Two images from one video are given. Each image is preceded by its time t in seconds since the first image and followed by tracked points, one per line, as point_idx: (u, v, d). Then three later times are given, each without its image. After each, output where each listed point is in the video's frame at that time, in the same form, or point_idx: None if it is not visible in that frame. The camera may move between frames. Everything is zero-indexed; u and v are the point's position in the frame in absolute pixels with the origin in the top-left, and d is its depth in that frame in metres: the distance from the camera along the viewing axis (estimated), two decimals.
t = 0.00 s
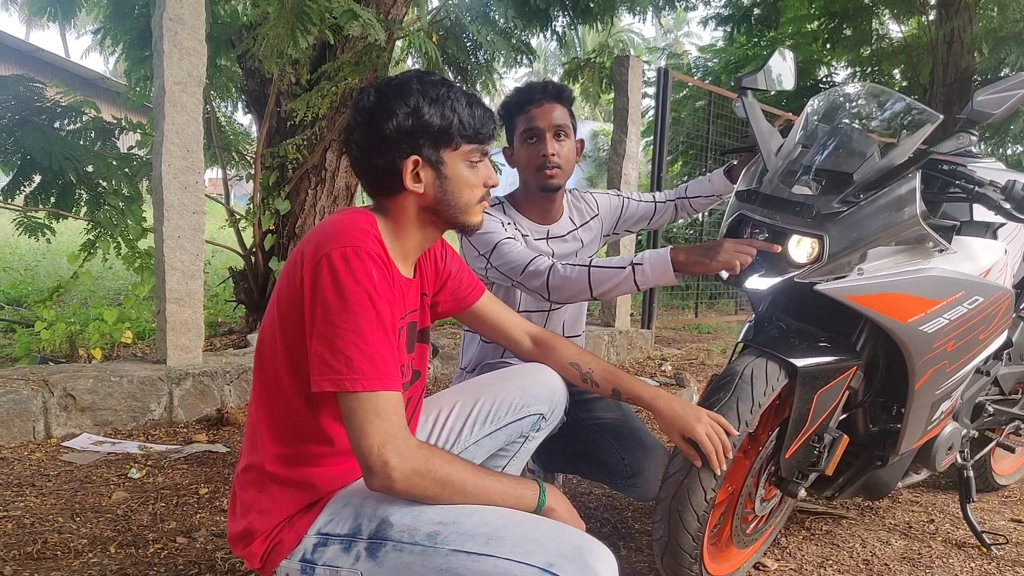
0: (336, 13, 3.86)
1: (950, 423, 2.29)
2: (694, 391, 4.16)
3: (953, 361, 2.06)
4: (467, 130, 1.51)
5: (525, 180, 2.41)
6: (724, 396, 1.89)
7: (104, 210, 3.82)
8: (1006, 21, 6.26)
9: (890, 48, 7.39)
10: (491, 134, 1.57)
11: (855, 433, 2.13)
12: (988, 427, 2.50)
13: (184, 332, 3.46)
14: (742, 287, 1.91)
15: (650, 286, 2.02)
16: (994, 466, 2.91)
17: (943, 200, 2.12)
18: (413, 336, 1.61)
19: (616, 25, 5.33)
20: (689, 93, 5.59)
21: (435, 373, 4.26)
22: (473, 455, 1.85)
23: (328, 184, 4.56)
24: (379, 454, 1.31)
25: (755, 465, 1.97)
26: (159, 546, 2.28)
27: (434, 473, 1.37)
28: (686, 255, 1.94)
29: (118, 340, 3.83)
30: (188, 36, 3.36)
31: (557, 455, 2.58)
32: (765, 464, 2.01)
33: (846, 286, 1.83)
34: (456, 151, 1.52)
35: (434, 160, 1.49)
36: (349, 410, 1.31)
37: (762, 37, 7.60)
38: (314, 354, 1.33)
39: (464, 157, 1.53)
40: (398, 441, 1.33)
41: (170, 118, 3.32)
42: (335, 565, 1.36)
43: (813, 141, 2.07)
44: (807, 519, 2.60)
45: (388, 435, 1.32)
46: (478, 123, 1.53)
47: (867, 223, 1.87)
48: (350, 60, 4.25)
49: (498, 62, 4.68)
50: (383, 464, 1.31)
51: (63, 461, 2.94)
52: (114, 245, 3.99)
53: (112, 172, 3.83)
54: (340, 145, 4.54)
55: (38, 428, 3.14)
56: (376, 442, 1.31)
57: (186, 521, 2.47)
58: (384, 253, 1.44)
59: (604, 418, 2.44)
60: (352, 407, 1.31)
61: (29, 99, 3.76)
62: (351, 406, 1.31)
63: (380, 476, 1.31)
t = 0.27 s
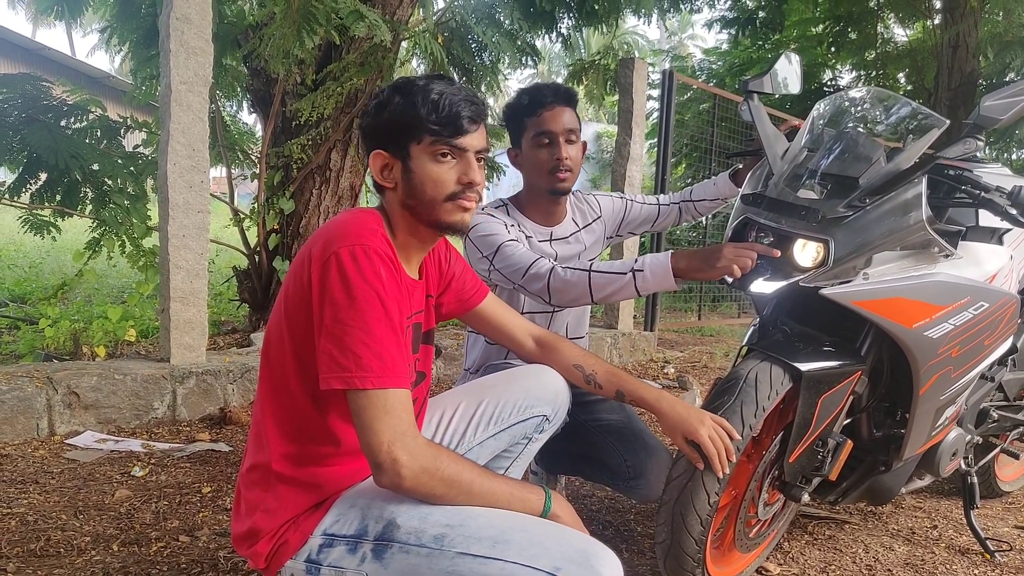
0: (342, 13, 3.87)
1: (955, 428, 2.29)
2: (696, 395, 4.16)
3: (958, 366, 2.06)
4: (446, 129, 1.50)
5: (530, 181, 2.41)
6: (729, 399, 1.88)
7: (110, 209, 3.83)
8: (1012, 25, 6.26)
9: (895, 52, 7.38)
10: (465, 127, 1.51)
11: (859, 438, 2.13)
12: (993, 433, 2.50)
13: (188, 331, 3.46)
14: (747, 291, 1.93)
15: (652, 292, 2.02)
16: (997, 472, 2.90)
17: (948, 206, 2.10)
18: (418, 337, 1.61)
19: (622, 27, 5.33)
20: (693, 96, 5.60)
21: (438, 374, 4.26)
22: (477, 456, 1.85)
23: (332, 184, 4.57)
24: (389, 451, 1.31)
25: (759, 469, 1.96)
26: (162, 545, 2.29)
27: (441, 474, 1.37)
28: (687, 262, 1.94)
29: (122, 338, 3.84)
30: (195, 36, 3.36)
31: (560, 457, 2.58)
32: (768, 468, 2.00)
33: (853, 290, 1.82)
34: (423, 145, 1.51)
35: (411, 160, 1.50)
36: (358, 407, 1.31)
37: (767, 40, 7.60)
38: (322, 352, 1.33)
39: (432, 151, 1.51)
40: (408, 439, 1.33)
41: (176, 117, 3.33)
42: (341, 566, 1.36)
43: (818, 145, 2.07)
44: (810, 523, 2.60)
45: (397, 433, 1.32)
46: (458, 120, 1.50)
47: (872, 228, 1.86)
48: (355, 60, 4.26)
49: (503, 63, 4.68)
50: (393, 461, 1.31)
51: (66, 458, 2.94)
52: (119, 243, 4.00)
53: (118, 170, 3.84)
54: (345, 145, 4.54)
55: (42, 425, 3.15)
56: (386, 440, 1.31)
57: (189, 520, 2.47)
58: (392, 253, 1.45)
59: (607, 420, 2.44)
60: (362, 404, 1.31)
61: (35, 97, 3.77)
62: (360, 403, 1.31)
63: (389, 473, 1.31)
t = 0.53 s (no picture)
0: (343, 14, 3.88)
1: (957, 428, 2.28)
2: (698, 395, 4.16)
3: (959, 366, 2.05)
4: (431, 126, 1.49)
5: (530, 183, 2.41)
6: (731, 399, 1.88)
7: (111, 208, 3.83)
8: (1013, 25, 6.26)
9: (896, 52, 7.38)
10: (451, 124, 1.50)
11: (862, 438, 2.12)
12: (994, 433, 2.50)
13: (189, 331, 3.47)
14: (748, 291, 1.92)
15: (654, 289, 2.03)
16: (999, 472, 2.90)
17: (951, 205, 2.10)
18: (419, 337, 1.61)
19: (623, 27, 5.33)
20: (695, 95, 5.59)
21: (439, 374, 4.26)
22: (478, 456, 1.85)
23: (334, 184, 4.57)
24: (390, 451, 1.31)
25: (761, 469, 1.96)
26: (164, 544, 2.29)
27: (442, 474, 1.37)
28: (688, 256, 1.95)
29: (123, 338, 3.84)
30: (196, 35, 3.37)
31: (561, 456, 2.58)
32: (770, 468, 2.00)
33: (855, 291, 1.82)
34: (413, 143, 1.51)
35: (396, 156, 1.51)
36: (358, 407, 1.31)
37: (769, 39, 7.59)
38: (322, 352, 1.33)
39: (421, 149, 1.50)
40: (409, 438, 1.33)
41: (178, 117, 3.33)
42: (343, 566, 1.36)
43: (821, 145, 2.06)
44: (811, 523, 2.60)
45: (398, 432, 1.32)
46: (444, 117, 1.50)
47: (874, 228, 1.86)
48: (357, 60, 4.26)
49: (504, 63, 4.68)
50: (394, 461, 1.31)
51: (68, 458, 2.94)
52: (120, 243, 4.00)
53: (119, 170, 3.84)
54: (346, 145, 4.54)
55: (43, 425, 3.15)
56: (387, 439, 1.31)
57: (190, 519, 2.47)
58: (392, 252, 1.45)
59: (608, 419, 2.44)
60: (363, 403, 1.31)
61: (37, 98, 3.78)
62: (361, 403, 1.31)
63: (390, 474, 1.32)
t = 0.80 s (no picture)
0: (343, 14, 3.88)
1: (956, 429, 2.28)
2: (698, 395, 4.16)
3: (958, 367, 2.05)
4: (491, 149, 1.52)
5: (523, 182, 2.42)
6: (732, 400, 1.89)
7: (111, 209, 3.83)
8: (1014, 26, 6.26)
9: (897, 53, 7.39)
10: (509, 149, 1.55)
11: (861, 439, 2.12)
12: (994, 433, 2.50)
13: (189, 331, 3.47)
14: (748, 292, 1.92)
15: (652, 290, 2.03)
16: (999, 472, 2.90)
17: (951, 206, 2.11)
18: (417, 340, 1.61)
19: (624, 28, 5.34)
20: (695, 96, 5.60)
21: (439, 374, 4.26)
22: (479, 457, 1.85)
23: (334, 184, 4.57)
24: (385, 457, 1.31)
25: (761, 470, 1.97)
26: (164, 545, 2.29)
27: (439, 477, 1.37)
28: (687, 259, 1.93)
29: (123, 339, 3.84)
30: (197, 36, 3.37)
31: (561, 457, 2.58)
32: (770, 469, 2.01)
33: (854, 292, 1.82)
34: (469, 161, 1.50)
35: (446, 166, 1.49)
36: (353, 413, 1.31)
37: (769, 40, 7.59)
38: (318, 357, 1.33)
39: (477, 168, 1.51)
40: (404, 444, 1.33)
41: (178, 117, 3.33)
42: (340, 566, 1.37)
43: (820, 146, 2.06)
44: (811, 524, 2.60)
45: (394, 437, 1.32)
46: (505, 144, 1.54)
47: (874, 228, 1.86)
48: (357, 61, 4.27)
49: (504, 63, 4.68)
50: (389, 467, 1.31)
51: (68, 459, 2.95)
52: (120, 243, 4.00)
53: (119, 171, 3.84)
54: (346, 145, 4.55)
55: (43, 425, 3.15)
56: (382, 445, 1.31)
57: (190, 520, 2.47)
58: (389, 257, 1.45)
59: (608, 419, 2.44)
60: (357, 408, 1.31)
61: (37, 98, 3.78)
62: (355, 408, 1.31)
63: (385, 480, 1.32)
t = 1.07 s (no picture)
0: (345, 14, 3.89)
1: (957, 431, 2.28)
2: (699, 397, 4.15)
3: (960, 369, 2.05)
4: (501, 153, 1.55)
5: (526, 181, 2.42)
6: (733, 401, 1.88)
7: (112, 208, 3.84)
8: (1016, 27, 6.26)
9: (898, 54, 7.40)
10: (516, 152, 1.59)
11: (862, 440, 2.12)
12: (995, 435, 2.50)
13: (190, 331, 3.47)
14: (749, 293, 1.91)
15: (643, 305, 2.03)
16: (1000, 474, 2.90)
17: (953, 208, 2.12)
18: (418, 342, 1.61)
19: (625, 28, 5.33)
20: (696, 97, 5.59)
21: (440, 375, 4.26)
22: (479, 457, 1.85)
23: (336, 184, 4.58)
24: (387, 462, 1.31)
25: (762, 471, 1.96)
26: (164, 545, 2.29)
27: (440, 480, 1.37)
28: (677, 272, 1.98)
29: (124, 338, 3.84)
30: (199, 36, 3.37)
31: (561, 457, 2.58)
32: (771, 470, 2.00)
33: (855, 293, 1.82)
34: (485, 164, 1.53)
35: (464, 170, 1.49)
36: (359, 417, 1.31)
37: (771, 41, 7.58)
38: (326, 360, 1.33)
39: (491, 171, 1.54)
40: (406, 450, 1.33)
41: (180, 117, 3.34)
42: (340, 567, 1.37)
43: (822, 147, 2.06)
44: (812, 525, 2.60)
45: (396, 443, 1.32)
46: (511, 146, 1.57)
47: (876, 230, 1.86)
48: (359, 61, 4.27)
49: (506, 63, 4.69)
50: (390, 473, 1.31)
51: (69, 458, 2.95)
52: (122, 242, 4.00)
53: (121, 170, 3.84)
54: (348, 145, 4.55)
55: (44, 424, 3.15)
56: (385, 451, 1.31)
57: (191, 519, 2.47)
58: (398, 261, 1.44)
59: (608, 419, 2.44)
60: (362, 413, 1.31)
61: (39, 97, 3.78)
62: (360, 413, 1.31)
63: (387, 486, 1.32)
